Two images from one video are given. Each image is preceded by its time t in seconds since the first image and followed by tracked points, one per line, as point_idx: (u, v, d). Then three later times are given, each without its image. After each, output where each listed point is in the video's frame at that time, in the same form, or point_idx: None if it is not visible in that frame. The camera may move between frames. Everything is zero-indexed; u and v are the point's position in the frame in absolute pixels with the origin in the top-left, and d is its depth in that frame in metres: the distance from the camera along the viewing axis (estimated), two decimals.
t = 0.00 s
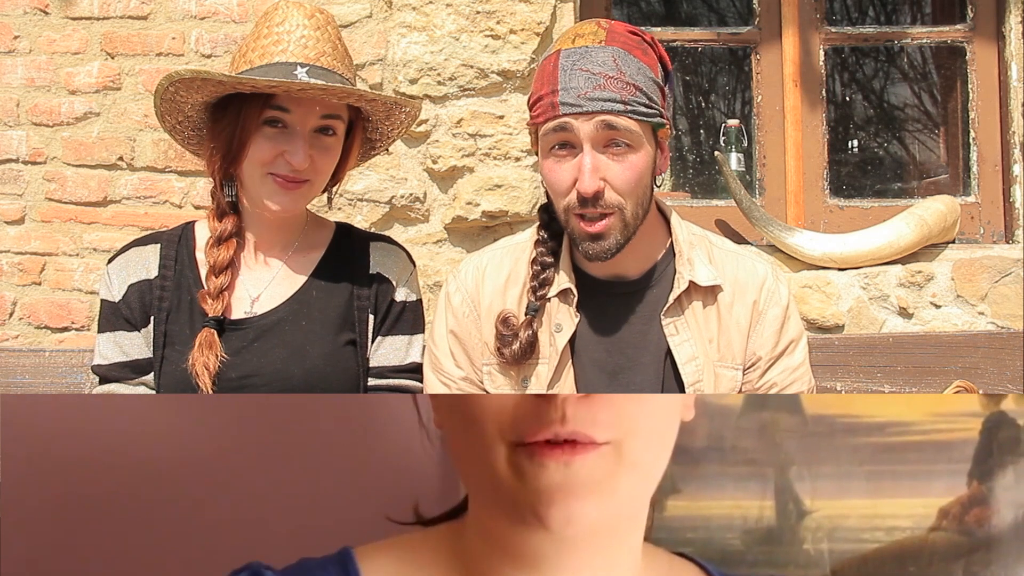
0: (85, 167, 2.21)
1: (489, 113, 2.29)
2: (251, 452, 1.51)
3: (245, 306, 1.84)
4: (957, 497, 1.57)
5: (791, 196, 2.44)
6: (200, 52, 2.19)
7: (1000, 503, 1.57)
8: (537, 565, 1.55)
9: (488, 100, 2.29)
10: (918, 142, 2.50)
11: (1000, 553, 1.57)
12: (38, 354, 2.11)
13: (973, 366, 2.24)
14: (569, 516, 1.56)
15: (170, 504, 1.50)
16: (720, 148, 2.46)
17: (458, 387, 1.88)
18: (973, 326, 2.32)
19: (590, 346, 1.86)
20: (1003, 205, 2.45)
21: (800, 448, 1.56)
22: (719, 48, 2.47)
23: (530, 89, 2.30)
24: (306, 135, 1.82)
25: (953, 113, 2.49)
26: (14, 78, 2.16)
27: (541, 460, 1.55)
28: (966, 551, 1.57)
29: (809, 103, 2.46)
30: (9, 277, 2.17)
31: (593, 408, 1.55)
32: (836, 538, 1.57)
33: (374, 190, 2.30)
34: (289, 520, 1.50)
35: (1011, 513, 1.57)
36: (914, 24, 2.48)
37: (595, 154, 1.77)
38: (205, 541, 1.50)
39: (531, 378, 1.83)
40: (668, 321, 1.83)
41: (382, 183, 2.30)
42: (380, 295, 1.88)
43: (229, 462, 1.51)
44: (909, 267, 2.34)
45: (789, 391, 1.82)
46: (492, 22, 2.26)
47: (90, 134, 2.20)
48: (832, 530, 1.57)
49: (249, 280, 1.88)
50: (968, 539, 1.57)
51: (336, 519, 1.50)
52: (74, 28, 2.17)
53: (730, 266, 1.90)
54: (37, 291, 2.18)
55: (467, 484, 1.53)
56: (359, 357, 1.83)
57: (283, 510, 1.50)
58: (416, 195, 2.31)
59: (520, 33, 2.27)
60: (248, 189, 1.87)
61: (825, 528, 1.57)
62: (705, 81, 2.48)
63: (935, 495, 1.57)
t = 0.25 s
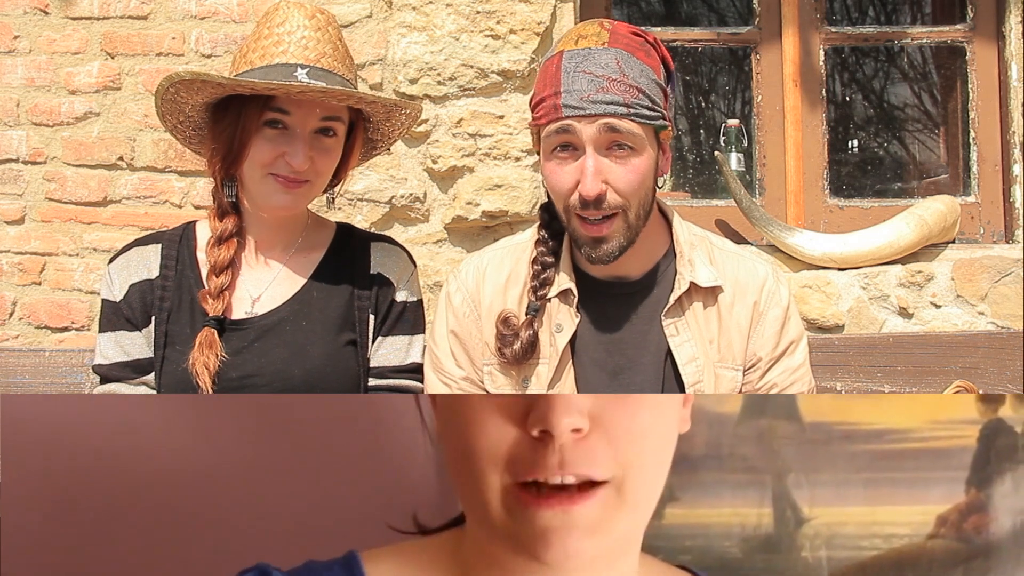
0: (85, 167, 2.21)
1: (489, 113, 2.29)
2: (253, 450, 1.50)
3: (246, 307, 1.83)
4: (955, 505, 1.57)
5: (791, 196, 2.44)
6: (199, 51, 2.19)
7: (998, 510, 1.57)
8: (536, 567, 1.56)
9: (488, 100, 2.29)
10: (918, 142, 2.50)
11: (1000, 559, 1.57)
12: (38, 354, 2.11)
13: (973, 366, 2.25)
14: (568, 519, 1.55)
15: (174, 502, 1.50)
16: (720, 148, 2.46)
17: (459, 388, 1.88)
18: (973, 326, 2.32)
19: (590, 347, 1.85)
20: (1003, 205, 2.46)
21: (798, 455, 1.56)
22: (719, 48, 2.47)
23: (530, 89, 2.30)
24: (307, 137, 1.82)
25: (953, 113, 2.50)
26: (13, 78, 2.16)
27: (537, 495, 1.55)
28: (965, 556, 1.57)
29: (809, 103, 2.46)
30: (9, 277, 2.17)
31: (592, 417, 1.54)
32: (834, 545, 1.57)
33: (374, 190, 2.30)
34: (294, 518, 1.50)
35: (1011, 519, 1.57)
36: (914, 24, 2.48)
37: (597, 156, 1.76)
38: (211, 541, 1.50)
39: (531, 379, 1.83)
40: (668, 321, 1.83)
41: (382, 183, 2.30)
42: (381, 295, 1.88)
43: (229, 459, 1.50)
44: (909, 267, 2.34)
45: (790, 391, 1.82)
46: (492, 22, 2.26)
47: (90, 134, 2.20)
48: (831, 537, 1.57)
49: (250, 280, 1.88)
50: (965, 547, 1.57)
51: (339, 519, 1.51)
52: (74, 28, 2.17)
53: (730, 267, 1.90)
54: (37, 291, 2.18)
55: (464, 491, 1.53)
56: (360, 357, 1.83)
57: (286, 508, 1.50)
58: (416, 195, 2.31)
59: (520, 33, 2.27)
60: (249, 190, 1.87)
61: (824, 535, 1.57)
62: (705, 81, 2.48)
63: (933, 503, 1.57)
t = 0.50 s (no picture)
0: (85, 167, 2.21)
1: (489, 113, 2.29)
2: (259, 452, 1.51)
3: (246, 307, 1.83)
4: (953, 511, 1.57)
5: (791, 196, 2.44)
6: (199, 51, 2.19)
7: (996, 518, 1.57)
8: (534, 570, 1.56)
9: (488, 100, 2.29)
10: (918, 142, 2.50)
11: (999, 566, 1.57)
12: (38, 354, 2.11)
13: (973, 365, 2.25)
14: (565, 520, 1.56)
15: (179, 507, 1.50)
16: (720, 148, 2.46)
17: (459, 388, 1.87)
18: (973, 326, 2.32)
19: (590, 348, 1.85)
20: (1003, 205, 2.46)
21: (795, 466, 1.56)
22: (719, 48, 2.47)
23: (530, 89, 2.30)
24: (307, 136, 1.82)
25: (953, 113, 2.50)
26: (13, 78, 2.16)
27: (530, 519, 1.55)
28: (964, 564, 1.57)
29: (809, 103, 2.46)
30: (9, 277, 2.17)
31: (588, 418, 1.55)
32: (832, 554, 1.57)
33: (374, 190, 2.30)
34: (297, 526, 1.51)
35: (1009, 526, 1.58)
36: (914, 23, 2.48)
37: (599, 156, 1.76)
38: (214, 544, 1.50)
39: (531, 380, 1.83)
40: (667, 321, 1.83)
41: (382, 183, 2.30)
42: (382, 295, 1.88)
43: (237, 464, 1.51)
44: (909, 267, 2.34)
45: (790, 391, 1.82)
46: (492, 22, 2.26)
47: (90, 134, 2.20)
48: (828, 545, 1.57)
49: (250, 280, 1.88)
50: (964, 555, 1.57)
51: (342, 527, 1.52)
52: (74, 29, 2.17)
53: (730, 268, 1.90)
54: (37, 291, 2.18)
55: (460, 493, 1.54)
56: (360, 357, 1.83)
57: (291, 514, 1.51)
58: (416, 195, 2.31)
59: (520, 33, 2.27)
60: (250, 190, 1.87)
61: (821, 543, 1.57)
62: (705, 81, 2.48)
63: (931, 510, 1.57)
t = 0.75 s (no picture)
0: (84, 167, 2.21)
1: (489, 113, 2.29)
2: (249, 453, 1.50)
3: (247, 307, 1.83)
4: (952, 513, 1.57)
5: (791, 196, 2.44)
6: (199, 51, 2.19)
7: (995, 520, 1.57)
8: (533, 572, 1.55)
9: (488, 100, 2.29)
10: (918, 142, 2.50)
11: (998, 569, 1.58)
12: (38, 354, 2.12)
13: (973, 365, 2.25)
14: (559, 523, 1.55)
15: (128, 536, 1.26)
16: (720, 148, 2.47)
17: (459, 389, 1.87)
18: (973, 326, 2.33)
19: (589, 349, 1.84)
20: (1003, 205, 2.46)
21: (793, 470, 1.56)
22: (719, 48, 2.47)
23: (530, 89, 2.30)
24: (308, 136, 1.82)
25: (953, 113, 2.50)
26: (14, 78, 2.18)
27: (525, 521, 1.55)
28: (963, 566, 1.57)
29: (809, 103, 2.46)
30: (10, 277, 2.18)
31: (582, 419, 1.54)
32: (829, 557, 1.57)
33: (374, 190, 2.30)
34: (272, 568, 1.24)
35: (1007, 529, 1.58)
36: (914, 23, 2.48)
37: (598, 154, 1.76)
38: None
39: (531, 380, 1.82)
40: (667, 322, 1.82)
41: (382, 183, 2.30)
42: (382, 295, 1.88)
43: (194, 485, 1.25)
44: (909, 267, 2.34)
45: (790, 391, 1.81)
46: (492, 22, 2.26)
47: (90, 134, 2.20)
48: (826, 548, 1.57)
49: (250, 281, 1.88)
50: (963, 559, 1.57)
51: None
52: (74, 28, 2.19)
53: (730, 268, 1.89)
54: (37, 291, 2.18)
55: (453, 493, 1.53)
56: (360, 357, 1.83)
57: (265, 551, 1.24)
58: (416, 195, 2.31)
59: (520, 33, 2.27)
60: (250, 190, 1.87)
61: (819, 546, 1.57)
62: (705, 81, 2.48)
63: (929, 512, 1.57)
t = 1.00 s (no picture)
0: (85, 167, 2.21)
1: (489, 113, 2.29)
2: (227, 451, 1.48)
3: (247, 307, 1.83)
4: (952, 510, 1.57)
5: (791, 196, 2.45)
6: (199, 51, 2.19)
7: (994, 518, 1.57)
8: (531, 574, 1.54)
9: (488, 100, 2.29)
10: (918, 142, 2.50)
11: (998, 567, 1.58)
12: (38, 353, 2.12)
13: (973, 365, 2.25)
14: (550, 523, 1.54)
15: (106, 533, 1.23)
16: (720, 148, 2.47)
17: (458, 389, 1.87)
18: (973, 326, 2.33)
19: (589, 349, 1.84)
20: (1003, 205, 2.46)
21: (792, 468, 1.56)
22: (719, 48, 2.47)
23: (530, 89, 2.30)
24: (309, 135, 1.82)
25: (953, 113, 2.50)
26: (14, 79, 2.18)
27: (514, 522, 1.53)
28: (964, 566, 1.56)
29: (810, 103, 2.46)
30: (10, 277, 2.18)
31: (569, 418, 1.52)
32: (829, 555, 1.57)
33: (374, 190, 2.30)
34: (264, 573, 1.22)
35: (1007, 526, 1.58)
36: (914, 23, 2.47)
37: (598, 151, 1.76)
38: None
39: (531, 380, 1.82)
40: (666, 322, 1.82)
41: (381, 183, 2.30)
42: (382, 295, 1.89)
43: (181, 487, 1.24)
44: (909, 267, 2.33)
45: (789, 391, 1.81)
46: (492, 22, 2.26)
47: (90, 134, 2.20)
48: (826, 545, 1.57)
49: (250, 280, 1.88)
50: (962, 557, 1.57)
51: None
52: (74, 28, 2.19)
53: (729, 267, 1.89)
54: (37, 291, 2.18)
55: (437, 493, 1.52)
56: (360, 357, 1.83)
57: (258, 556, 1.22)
58: (416, 195, 2.31)
59: (520, 33, 2.27)
60: (251, 189, 1.87)
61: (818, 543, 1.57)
62: (705, 81, 2.48)
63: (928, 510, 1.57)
